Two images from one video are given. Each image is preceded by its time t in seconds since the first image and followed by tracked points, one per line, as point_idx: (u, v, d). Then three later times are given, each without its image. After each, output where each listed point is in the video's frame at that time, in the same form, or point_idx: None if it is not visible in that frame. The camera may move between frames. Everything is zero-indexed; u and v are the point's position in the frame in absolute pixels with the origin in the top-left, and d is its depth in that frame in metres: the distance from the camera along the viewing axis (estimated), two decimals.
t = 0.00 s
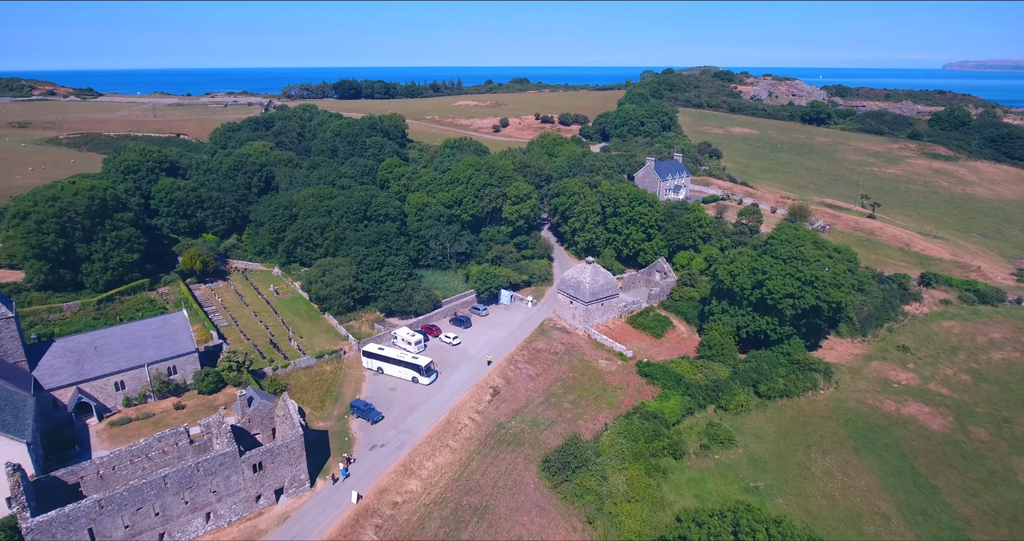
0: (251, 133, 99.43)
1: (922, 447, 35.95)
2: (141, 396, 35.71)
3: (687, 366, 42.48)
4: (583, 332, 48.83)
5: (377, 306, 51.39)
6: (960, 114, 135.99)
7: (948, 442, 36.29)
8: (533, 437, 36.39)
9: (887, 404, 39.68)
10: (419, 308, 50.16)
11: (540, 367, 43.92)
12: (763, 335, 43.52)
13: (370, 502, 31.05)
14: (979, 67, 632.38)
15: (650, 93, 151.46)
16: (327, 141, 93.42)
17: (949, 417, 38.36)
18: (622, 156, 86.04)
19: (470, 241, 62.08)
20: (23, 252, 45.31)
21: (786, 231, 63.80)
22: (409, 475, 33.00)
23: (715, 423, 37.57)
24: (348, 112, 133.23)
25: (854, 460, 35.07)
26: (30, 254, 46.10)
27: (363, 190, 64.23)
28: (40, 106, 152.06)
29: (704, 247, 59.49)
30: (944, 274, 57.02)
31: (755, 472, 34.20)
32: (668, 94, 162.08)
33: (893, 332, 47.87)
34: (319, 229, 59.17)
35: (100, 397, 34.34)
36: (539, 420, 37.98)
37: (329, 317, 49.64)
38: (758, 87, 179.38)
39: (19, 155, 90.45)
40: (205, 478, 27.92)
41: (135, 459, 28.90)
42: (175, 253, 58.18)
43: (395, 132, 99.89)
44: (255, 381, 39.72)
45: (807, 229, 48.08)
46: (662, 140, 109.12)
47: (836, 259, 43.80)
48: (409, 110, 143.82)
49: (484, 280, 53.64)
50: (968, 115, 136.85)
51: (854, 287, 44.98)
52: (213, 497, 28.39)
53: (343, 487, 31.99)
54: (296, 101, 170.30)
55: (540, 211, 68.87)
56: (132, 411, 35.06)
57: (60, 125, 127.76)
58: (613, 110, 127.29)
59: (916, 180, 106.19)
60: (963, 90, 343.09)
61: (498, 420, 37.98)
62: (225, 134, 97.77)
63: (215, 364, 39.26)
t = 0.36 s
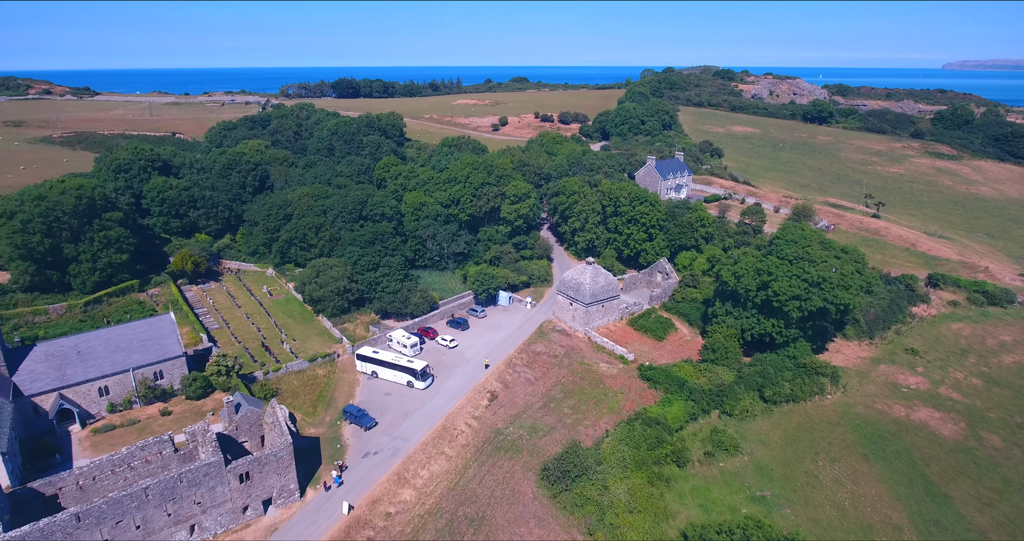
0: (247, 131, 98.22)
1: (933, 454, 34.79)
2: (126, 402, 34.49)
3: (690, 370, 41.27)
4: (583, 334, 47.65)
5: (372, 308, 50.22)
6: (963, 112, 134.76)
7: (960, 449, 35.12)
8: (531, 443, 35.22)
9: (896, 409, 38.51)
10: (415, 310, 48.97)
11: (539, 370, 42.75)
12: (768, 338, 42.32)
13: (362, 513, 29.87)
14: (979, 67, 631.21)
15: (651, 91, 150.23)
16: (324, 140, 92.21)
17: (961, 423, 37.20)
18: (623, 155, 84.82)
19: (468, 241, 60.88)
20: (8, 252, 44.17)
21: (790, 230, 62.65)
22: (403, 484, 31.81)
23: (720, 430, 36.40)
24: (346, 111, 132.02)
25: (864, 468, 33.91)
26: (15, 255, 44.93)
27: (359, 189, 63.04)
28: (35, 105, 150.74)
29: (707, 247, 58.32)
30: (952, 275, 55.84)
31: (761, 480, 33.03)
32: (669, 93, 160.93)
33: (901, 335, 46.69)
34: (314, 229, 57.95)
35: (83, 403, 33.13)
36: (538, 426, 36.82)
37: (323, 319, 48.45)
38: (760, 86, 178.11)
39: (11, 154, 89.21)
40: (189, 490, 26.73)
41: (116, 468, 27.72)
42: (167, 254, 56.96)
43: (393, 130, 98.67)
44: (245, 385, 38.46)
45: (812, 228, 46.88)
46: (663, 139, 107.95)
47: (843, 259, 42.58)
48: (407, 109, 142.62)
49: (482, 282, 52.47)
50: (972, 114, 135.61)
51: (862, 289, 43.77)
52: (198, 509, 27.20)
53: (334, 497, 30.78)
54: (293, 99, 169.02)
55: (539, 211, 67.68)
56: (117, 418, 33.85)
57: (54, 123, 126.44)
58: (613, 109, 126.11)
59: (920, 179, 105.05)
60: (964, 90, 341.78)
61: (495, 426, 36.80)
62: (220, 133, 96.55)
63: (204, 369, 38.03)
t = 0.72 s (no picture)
0: (242, 130, 96.96)
1: (947, 464, 33.49)
2: (108, 410, 33.19)
3: (694, 375, 39.96)
4: (583, 338, 46.32)
5: (367, 311, 48.91)
6: (967, 112, 133.37)
7: (975, 458, 33.83)
8: (530, 452, 33.91)
9: (907, 416, 37.21)
10: (411, 313, 47.64)
11: (537, 376, 41.44)
12: (774, 342, 40.99)
13: (352, 527, 28.56)
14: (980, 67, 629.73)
15: (651, 91, 149.00)
16: (320, 138, 90.88)
17: (975, 431, 35.89)
18: (623, 154, 83.50)
19: (465, 242, 59.54)
20: None
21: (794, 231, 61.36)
22: (396, 496, 30.49)
23: (725, 438, 35.09)
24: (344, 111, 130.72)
25: (875, 478, 32.61)
26: None
27: (354, 189, 61.70)
28: (30, 105, 149.45)
29: (709, 248, 57.02)
30: (961, 277, 54.50)
31: (769, 492, 31.74)
32: (669, 92, 159.69)
33: (910, 339, 45.37)
34: (308, 229, 56.62)
35: (63, 411, 31.83)
36: (536, 434, 35.51)
37: (316, 323, 47.14)
38: (761, 85, 176.72)
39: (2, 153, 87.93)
40: (168, 504, 25.41)
41: (93, 481, 26.43)
42: (157, 255, 55.62)
43: (390, 130, 97.33)
44: (234, 392, 37.21)
45: (819, 229, 45.55)
46: (664, 138, 106.66)
47: (852, 261, 41.24)
48: (405, 108, 141.28)
49: (479, 284, 51.18)
50: (976, 113, 134.24)
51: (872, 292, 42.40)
52: (178, 524, 25.87)
53: (323, 510, 29.45)
54: (291, 99, 167.80)
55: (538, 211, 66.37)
56: (98, 426, 32.55)
57: (49, 122, 125.13)
58: (614, 108, 124.80)
59: (924, 179, 103.77)
60: (966, 90, 340.29)
61: (492, 434, 35.47)
62: (215, 132, 95.26)
63: (190, 375, 36.72)
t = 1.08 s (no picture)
0: (237, 130, 95.71)
1: (961, 475, 32.22)
2: (89, 419, 31.93)
3: (697, 382, 38.68)
4: (583, 342, 45.07)
5: (361, 314, 47.64)
6: (970, 111, 132.11)
7: (990, 469, 32.55)
8: (527, 462, 32.65)
9: (918, 424, 35.95)
10: (406, 317, 46.39)
11: (536, 382, 40.17)
12: (780, 347, 39.75)
13: None
14: (981, 67, 628.89)
15: (651, 90, 147.77)
16: (316, 138, 89.61)
17: (989, 440, 34.63)
18: (623, 154, 82.26)
19: (462, 244, 58.28)
20: None
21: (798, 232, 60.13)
22: (387, 510, 29.20)
23: (730, 448, 33.82)
24: (341, 110, 129.48)
25: (886, 489, 31.35)
26: None
27: (349, 189, 60.45)
28: (25, 104, 147.97)
29: (712, 249, 55.76)
30: (970, 279, 53.25)
31: (776, 504, 30.47)
32: (669, 92, 158.43)
33: (919, 344, 44.14)
34: (301, 231, 55.35)
35: (41, 420, 30.57)
36: (534, 443, 34.25)
37: (308, 327, 45.86)
38: (762, 85, 175.43)
39: None
40: (146, 520, 24.15)
41: (69, 496, 25.17)
42: (146, 257, 54.34)
43: (387, 129, 96.09)
44: (221, 399, 35.92)
45: (826, 230, 44.30)
46: (664, 138, 105.42)
47: (861, 264, 40.00)
48: (404, 108, 139.93)
49: (476, 286, 49.93)
50: (979, 113, 132.99)
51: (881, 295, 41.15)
52: None
53: (311, 525, 28.13)
54: (289, 98, 166.42)
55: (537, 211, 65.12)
56: (78, 436, 31.29)
57: (43, 122, 123.79)
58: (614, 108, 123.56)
59: (927, 179, 102.56)
60: (967, 90, 339.27)
61: (489, 443, 34.20)
62: (210, 131, 93.97)
63: (175, 382, 35.44)
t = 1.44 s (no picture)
0: (233, 130, 94.61)
1: (973, 486, 31.22)
2: (73, 428, 30.94)
3: (700, 389, 37.67)
4: (582, 347, 44.07)
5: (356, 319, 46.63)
6: (973, 111, 131.00)
7: (1002, 479, 31.54)
8: (525, 473, 31.63)
9: (927, 433, 34.96)
10: (401, 321, 45.37)
11: (534, 388, 39.14)
12: (785, 353, 38.78)
13: None
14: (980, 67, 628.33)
15: (652, 90, 146.70)
16: (313, 138, 88.54)
17: (1001, 449, 33.63)
18: (624, 154, 81.21)
19: (460, 246, 57.26)
20: None
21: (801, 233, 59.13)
22: (380, 524, 28.17)
23: (734, 457, 32.79)
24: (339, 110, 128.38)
25: (896, 501, 30.33)
26: None
27: (345, 190, 59.42)
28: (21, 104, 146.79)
29: (714, 251, 54.71)
30: (977, 282, 52.24)
31: (782, 516, 29.46)
32: (670, 91, 157.35)
33: (927, 349, 43.12)
34: (296, 233, 54.31)
35: (23, 430, 29.58)
36: (533, 452, 33.23)
37: (302, 331, 44.87)
38: (762, 85, 174.35)
39: None
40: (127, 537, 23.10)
41: (47, 511, 24.06)
42: (137, 259, 53.31)
43: (385, 129, 95.12)
44: (210, 407, 34.91)
45: (831, 232, 43.31)
46: (665, 138, 104.39)
47: (868, 267, 39.04)
48: (402, 108, 138.83)
49: (474, 289, 48.86)
50: (981, 112, 131.90)
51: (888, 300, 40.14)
52: None
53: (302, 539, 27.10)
54: (287, 98, 165.24)
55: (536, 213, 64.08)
56: (62, 446, 30.31)
57: (38, 122, 122.64)
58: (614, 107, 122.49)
59: (931, 180, 101.54)
60: (967, 90, 338.65)
61: (486, 452, 33.18)
62: (206, 131, 92.90)
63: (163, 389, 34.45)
